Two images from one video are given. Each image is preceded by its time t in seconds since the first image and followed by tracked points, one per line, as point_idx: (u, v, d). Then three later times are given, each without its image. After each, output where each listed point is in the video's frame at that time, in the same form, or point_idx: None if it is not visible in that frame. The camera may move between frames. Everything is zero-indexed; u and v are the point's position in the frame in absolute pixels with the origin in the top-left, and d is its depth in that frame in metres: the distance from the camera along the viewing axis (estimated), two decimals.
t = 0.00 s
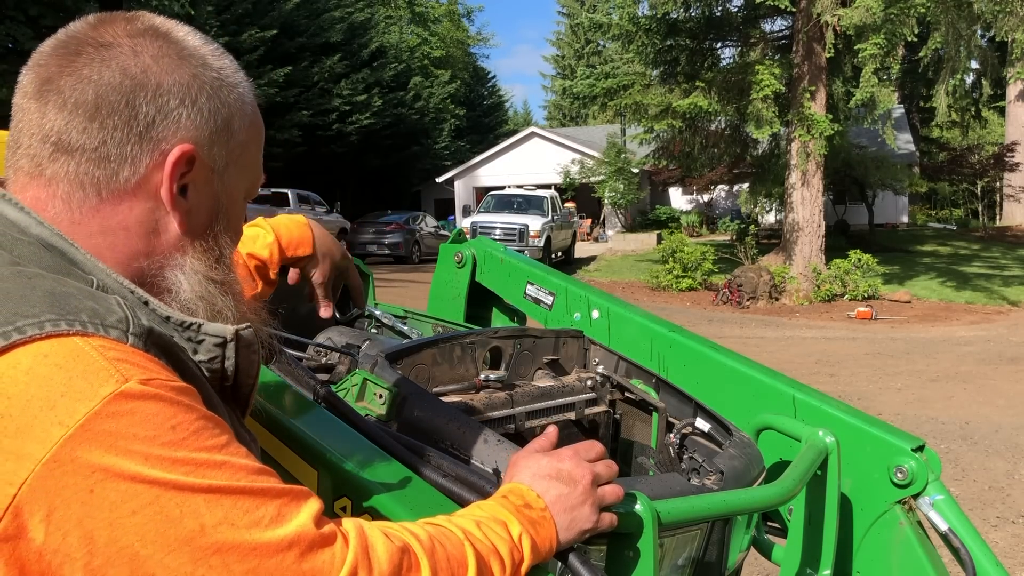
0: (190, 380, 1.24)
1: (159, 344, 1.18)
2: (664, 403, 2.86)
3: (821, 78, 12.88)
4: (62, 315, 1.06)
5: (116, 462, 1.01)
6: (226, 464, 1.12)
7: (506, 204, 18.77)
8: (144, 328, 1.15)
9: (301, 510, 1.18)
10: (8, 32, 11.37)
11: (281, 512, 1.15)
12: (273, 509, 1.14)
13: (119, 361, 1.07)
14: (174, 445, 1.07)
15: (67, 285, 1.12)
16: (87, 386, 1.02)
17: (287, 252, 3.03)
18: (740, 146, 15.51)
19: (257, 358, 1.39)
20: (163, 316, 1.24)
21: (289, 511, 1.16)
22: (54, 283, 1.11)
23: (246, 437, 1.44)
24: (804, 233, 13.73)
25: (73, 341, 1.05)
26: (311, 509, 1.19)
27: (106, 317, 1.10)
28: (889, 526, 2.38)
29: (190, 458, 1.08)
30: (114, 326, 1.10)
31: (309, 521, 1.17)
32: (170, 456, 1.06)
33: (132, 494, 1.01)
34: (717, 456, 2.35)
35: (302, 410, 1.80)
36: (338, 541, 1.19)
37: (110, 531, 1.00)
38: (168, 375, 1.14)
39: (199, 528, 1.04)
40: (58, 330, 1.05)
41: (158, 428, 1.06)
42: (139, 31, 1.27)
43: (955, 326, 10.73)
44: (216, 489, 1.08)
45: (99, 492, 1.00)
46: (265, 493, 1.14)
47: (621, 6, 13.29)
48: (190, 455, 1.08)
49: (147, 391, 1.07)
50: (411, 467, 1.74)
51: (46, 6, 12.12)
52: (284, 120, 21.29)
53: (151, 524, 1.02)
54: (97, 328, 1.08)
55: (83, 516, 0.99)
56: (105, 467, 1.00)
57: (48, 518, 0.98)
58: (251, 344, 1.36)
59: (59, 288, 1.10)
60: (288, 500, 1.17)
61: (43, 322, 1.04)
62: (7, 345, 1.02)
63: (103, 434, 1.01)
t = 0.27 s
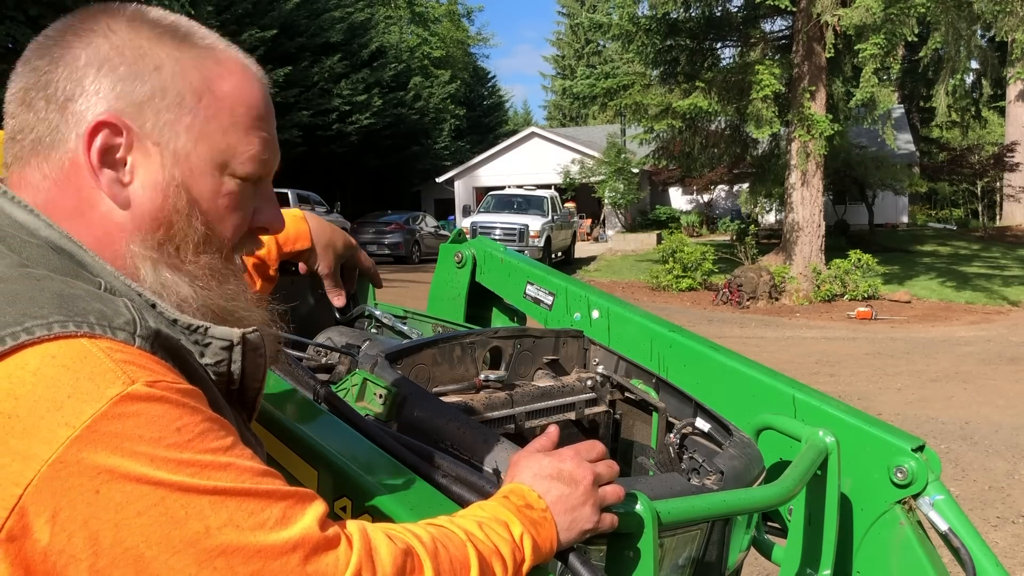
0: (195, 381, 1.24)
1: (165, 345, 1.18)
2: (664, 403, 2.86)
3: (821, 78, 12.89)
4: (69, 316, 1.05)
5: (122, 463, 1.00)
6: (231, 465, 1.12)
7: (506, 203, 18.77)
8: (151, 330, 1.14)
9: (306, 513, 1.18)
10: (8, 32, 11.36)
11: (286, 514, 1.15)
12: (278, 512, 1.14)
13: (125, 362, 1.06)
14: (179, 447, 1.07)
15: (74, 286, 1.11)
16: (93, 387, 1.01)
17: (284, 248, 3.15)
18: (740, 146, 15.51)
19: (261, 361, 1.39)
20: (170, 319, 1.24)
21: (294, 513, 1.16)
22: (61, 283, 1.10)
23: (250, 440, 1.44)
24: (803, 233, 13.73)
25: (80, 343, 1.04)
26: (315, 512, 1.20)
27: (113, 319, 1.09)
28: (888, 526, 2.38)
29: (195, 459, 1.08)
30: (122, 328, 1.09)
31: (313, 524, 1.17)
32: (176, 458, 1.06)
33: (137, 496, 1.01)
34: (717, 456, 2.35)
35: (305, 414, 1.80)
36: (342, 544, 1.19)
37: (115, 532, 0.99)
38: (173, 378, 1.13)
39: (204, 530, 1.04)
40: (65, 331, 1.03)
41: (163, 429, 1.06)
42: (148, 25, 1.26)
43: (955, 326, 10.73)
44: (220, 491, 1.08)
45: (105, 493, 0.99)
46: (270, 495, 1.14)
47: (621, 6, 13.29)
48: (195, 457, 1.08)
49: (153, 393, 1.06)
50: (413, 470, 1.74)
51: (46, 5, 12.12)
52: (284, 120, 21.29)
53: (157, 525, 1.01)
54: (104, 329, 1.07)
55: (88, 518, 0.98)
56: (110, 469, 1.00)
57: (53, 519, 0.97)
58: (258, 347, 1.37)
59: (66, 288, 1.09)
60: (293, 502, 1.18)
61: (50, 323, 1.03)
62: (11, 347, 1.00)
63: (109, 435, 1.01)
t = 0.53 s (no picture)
0: (191, 391, 1.26)
1: (162, 355, 1.18)
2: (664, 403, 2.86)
3: (821, 78, 12.89)
4: (64, 329, 1.06)
5: (114, 476, 1.01)
6: (227, 474, 1.12)
7: (506, 203, 18.77)
8: (147, 340, 1.15)
9: (302, 519, 1.19)
10: (8, 32, 11.36)
11: (282, 522, 1.16)
12: (274, 519, 1.15)
13: (118, 375, 1.06)
14: (174, 458, 1.07)
15: (71, 295, 1.13)
16: (85, 400, 1.02)
17: (285, 245, 3.15)
18: (740, 146, 15.51)
19: (256, 373, 1.46)
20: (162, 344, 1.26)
21: (291, 520, 1.17)
22: (58, 294, 1.11)
23: (251, 448, 1.47)
24: (804, 233, 13.73)
25: (74, 356, 1.05)
26: (312, 518, 1.20)
27: (108, 331, 1.10)
28: (889, 525, 2.38)
29: (189, 470, 1.08)
30: (117, 340, 1.10)
31: (311, 530, 1.18)
32: (170, 470, 1.06)
33: (131, 507, 1.01)
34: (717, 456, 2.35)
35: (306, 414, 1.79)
36: (339, 549, 1.20)
37: (109, 542, 1.00)
38: (170, 389, 1.13)
39: (200, 540, 1.05)
40: (58, 345, 1.04)
41: (157, 441, 1.06)
42: (117, 36, 1.29)
43: (955, 326, 10.73)
44: (216, 501, 1.09)
45: (98, 504, 1.00)
46: (265, 504, 1.15)
47: (621, 6, 13.28)
48: (189, 468, 1.08)
49: (147, 405, 1.06)
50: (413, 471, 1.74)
51: (46, 5, 12.12)
52: (284, 120, 21.29)
53: (153, 535, 1.02)
54: (99, 342, 1.08)
55: (82, 528, 0.99)
56: (102, 483, 1.00)
57: (45, 531, 0.98)
58: (251, 359, 1.43)
59: (62, 298, 1.11)
60: (290, 509, 1.18)
61: (44, 336, 1.04)
62: (9, 359, 1.01)
63: (101, 449, 1.01)
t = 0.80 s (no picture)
0: (185, 401, 1.26)
1: (157, 365, 1.19)
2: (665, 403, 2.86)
3: (821, 78, 12.89)
4: (59, 343, 1.07)
5: (104, 489, 1.02)
6: (220, 486, 1.14)
7: (506, 203, 18.78)
8: (143, 352, 1.15)
9: (296, 529, 1.20)
10: (8, 32, 11.36)
11: (276, 532, 1.17)
12: (268, 529, 1.16)
13: (112, 390, 1.07)
14: (166, 471, 1.08)
15: (67, 307, 1.14)
16: (77, 414, 1.03)
17: (283, 246, 3.20)
18: (740, 146, 15.52)
19: (252, 385, 1.50)
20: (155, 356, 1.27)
21: (284, 530, 1.18)
22: (55, 307, 1.12)
23: (250, 458, 1.49)
24: (804, 233, 13.73)
25: (68, 372, 1.05)
26: (306, 527, 1.21)
27: (104, 345, 1.11)
28: (889, 525, 2.38)
29: (182, 483, 1.09)
30: (112, 354, 1.11)
31: (304, 538, 1.19)
32: (162, 483, 1.07)
33: (122, 520, 1.02)
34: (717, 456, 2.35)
35: (307, 414, 1.79)
36: (332, 558, 1.21)
37: (102, 556, 1.01)
38: (164, 402, 1.14)
39: (191, 551, 1.06)
40: (53, 360, 1.05)
41: (150, 454, 1.07)
42: (101, 36, 1.29)
43: (955, 326, 10.73)
44: (208, 513, 1.10)
45: (89, 517, 1.01)
46: (259, 514, 1.16)
47: (621, 6, 13.28)
48: (181, 481, 1.09)
49: (139, 420, 1.07)
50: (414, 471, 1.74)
51: (46, 5, 12.11)
52: (284, 120, 21.29)
53: (144, 546, 1.03)
54: (95, 357, 1.08)
55: (73, 540, 1.00)
56: (92, 497, 1.01)
57: (37, 545, 0.99)
58: (247, 371, 1.49)
59: (59, 311, 1.12)
60: (283, 519, 1.20)
61: (39, 351, 1.05)
62: (3, 373, 1.02)
63: (92, 463, 1.02)
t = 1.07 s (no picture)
0: (182, 401, 1.27)
1: (153, 365, 1.19)
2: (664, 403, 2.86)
3: (821, 78, 12.88)
4: (54, 344, 1.07)
5: (100, 490, 1.02)
6: (217, 485, 1.14)
7: (506, 204, 18.78)
8: (139, 353, 1.15)
9: (293, 527, 1.20)
10: (8, 32, 11.36)
11: (273, 530, 1.17)
12: (264, 528, 1.16)
13: (108, 391, 1.07)
14: (162, 471, 1.08)
15: (64, 308, 1.14)
16: (72, 414, 1.03)
17: (284, 247, 3.19)
18: (740, 146, 15.53)
19: (251, 385, 1.48)
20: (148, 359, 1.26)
21: (282, 527, 1.18)
22: (52, 307, 1.13)
23: (249, 459, 1.49)
24: (804, 233, 13.74)
25: (64, 372, 1.05)
26: (303, 525, 1.21)
27: (99, 345, 1.11)
28: (889, 525, 2.38)
29: (178, 482, 1.09)
30: (108, 354, 1.11)
31: (301, 537, 1.19)
32: (158, 482, 1.07)
33: (118, 519, 1.03)
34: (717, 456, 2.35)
35: (304, 413, 1.79)
36: (329, 556, 1.21)
37: (98, 555, 1.01)
38: (160, 401, 1.14)
39: (188, 550, 1.06)
40: (48, 361, 1.05)
41: (146, 454, 1.07)
42: (88, 33, 1.29)
43: (955, 326, 10.73)
44: (205, 513, 1.10)
45: (85, 517, 1.01)
46: (256, 513, 1.16)
47: (621, 5, 13.28)
48: (178, 481, 1.09)
49: (135, 420, 1.07)
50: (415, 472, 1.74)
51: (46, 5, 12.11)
52: (284, 120, 21.30)
53: (141, 545, 1.04)
54: (90, 357, 1.08)
55: (68, 540, 1.00)
56: (88, 497, 1.01)
57: (32, 545, 0.99)
58: (245, 371, 1.47)
59: (55, 311, 1.12)
60: (281, 517, 1.20)
61: (35, 352, 1.05)
62: None
63: (87, 463, 1.02)
